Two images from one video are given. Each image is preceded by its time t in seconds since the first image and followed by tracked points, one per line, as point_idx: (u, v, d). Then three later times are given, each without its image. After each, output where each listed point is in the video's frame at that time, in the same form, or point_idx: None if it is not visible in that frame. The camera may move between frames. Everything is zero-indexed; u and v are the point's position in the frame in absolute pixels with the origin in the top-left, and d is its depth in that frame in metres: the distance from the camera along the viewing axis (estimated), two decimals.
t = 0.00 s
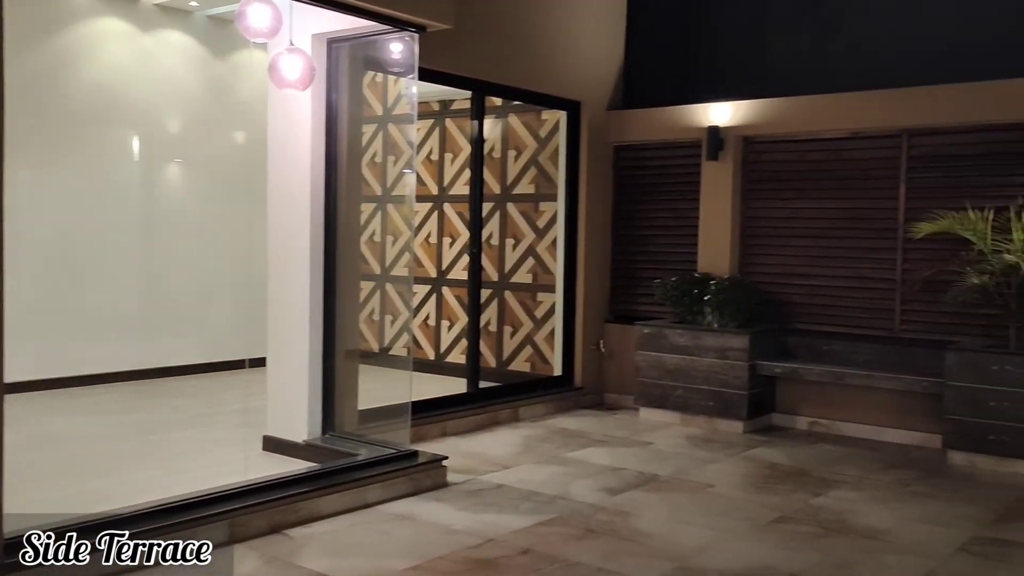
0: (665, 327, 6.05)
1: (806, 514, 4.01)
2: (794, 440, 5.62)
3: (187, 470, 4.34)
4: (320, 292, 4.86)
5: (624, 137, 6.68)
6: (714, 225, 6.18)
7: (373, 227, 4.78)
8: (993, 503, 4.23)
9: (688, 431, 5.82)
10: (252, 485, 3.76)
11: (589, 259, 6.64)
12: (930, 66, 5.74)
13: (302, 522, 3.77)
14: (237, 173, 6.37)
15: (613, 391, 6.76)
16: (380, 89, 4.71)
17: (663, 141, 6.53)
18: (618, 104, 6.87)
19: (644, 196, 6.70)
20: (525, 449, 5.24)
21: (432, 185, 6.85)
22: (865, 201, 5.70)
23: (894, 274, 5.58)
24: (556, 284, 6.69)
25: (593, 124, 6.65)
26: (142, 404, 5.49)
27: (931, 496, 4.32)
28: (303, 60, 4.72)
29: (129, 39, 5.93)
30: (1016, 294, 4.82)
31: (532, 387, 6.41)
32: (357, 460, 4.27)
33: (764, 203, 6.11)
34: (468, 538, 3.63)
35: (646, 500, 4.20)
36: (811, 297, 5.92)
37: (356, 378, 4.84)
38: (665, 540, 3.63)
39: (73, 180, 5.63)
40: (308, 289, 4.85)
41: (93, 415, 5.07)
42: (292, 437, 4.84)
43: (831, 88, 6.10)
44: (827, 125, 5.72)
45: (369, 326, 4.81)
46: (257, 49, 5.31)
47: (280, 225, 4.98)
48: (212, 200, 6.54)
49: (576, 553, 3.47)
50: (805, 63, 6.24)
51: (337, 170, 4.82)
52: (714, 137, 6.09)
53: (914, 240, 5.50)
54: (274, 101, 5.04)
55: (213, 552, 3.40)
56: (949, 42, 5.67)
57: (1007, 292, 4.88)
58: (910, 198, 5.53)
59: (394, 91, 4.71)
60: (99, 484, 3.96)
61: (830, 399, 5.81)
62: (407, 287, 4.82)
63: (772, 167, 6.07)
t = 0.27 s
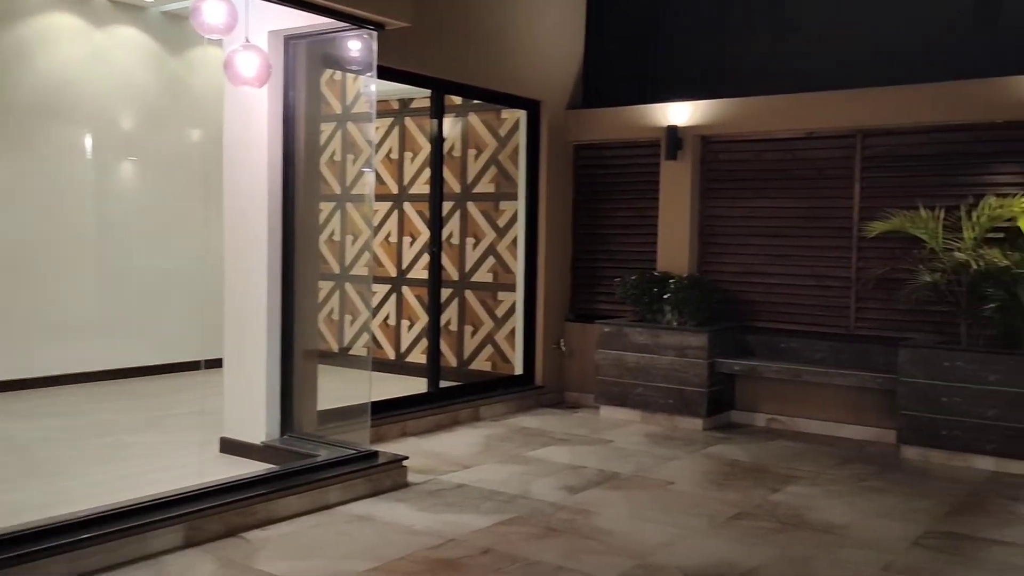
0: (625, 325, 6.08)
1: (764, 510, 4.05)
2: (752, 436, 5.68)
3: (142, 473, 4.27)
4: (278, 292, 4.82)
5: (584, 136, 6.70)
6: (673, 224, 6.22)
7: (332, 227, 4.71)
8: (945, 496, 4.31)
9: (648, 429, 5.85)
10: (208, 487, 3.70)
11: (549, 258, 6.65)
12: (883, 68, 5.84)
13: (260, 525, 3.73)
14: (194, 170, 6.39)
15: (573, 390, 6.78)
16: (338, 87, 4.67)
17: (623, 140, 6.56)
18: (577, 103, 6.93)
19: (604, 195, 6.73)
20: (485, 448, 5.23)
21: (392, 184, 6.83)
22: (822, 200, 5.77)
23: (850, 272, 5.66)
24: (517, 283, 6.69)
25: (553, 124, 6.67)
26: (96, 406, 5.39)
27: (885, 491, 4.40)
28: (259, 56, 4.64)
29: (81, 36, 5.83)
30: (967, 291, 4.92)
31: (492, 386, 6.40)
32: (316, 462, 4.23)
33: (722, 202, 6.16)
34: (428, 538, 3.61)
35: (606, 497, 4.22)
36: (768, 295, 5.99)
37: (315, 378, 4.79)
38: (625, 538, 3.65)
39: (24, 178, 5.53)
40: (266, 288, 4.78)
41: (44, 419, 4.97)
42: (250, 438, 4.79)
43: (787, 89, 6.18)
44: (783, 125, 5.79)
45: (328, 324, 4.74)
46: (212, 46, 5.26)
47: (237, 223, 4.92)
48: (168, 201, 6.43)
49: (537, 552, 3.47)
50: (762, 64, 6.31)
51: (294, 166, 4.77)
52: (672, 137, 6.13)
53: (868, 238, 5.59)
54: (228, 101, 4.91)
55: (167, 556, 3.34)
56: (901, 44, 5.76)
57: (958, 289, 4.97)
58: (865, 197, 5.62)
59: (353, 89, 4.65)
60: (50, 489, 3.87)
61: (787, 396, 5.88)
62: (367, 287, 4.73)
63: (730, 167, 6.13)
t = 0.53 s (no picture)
0: (583, 324, 6.09)
1: (719, 505, 4.09)
2: (709, 433, 5.73)
3: (92, 477, 4.18)
4: (233, 291, 4.75)
5: (542, 135, 6.70)
6: (630, 222, 6.26)
7: (288, 227, 4.66)
8: (896, 490, 4.39)
9: (606, 427, 5.87)
10: (160, 490, 3.64)
11: (507, 257, 6.64)
12: (834, 68, 5.93)
13: (214, 527, 3.67)
14: (158, 170, 6.47)
15: (532, 388, 6.78)
16: (293, 84, 4.61)
17: (581, 139, 6.59)
18: (534, 102, 6.93)
19: (561, 193, 6.74)
20: (443, 447, 5.21)
21: (349, 182, 6.79)
22: (776, 199, 5.84)
23: (803, 269, 5.74)
24: (475, 281, 6.68)
25: (511, 122, 6.66)
26: (45, 409, 5.28)
27: (838, 485, 4.46)
28: (210, 52, 4.56)
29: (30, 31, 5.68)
30: (916, 288, 5.01)
31: (451, 385, 6.38)
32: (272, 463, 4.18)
33: (678, 200, 6.21)
34: (385, 539, 3.59)
35: (564, 495, 4.23)
36: (724, 293, 6.05)
37: (270, 379, 4.74)
38: (583, 535, 3.66)
39: None
40: (219, 289, 4.72)
41: None
42: (204, 440, 4.72)
43: (741, 89, 6.25)
44: (737, 124, 5.85)
45: (284, 324, 4.69)
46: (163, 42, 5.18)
47: (189, 223, 4.85)
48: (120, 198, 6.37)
49: (495, 550, 3.47)
50: (716, 64, 6.37)
51: (248, 166, 4.71)
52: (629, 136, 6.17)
53: (820, 236, 5.68)
54: (181, 97, 4.85)
55: (118, 561, 3.28)
56: (853, 44, 5.86)
57: (908, 286, 5.06)
58: (818, 196, 5.70)
59: (308, 87, 4.60)
60: None
61: (742, 393, 5.94)
62: (323, 287, 4.66)
63: (686, 166, 6.18)
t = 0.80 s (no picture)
0: (540, 321, 6.10)
1: (675, 501, 4.13)
2: (665, 429, 5.78)
3: (39, 480, 4.10)
4: (185, 289, 4.68)
5: (498, 133, 6.69)
6: (587, 220, 6.28)
7: (241, 224, 4.60)
8: (848, 483, 4.46)
9: (563, 424, 5.89)
10: (110, 493, 3.57)
11: (465, 255, 6.62)
12: (786, 68, 6.00)
13: (165, 530, 3.62)
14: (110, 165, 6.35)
15: (490, 386, 6.78)
16: (246, 80, 4.55)
17: (537, 137, 6.60)
18: (490, 100, 6.91)
19: (518, 191, 6.74)
20: (400, 446, 5.19)
21: (303, 180, 6.72)
22: (731, 196, 5.90)
23: (757, 266, 5.81)
24: (432, 279, 6.66)
25: (468, 120, 6.64)
26: None
27: (791, 479, 4.53)
28: (160, 48, 4.45)
29: None
30: (867, 285, 5.10)
31: (408, 384, 6.36)
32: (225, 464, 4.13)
33: (634, 198, 6.25)
34: (341, 539, 3.57)
35: (521, 493, 4.23)
36: (680, 290, 6.10)
37: (223, 378, 4.68)
38: (539, 532, 3.67)
39: None
40: (171, 287, 4.65)
41: None
42: (156, 442, 4.64)
43: (696, 88, 6.30)
44: (692, 123, 5.90)
45: (238, 323, 4.63)
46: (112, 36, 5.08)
47: (139, 220, 4.76)
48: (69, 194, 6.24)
49: (451, 549, 3.46)
50: (671, 63, 6.41)
51: (199, 163, 4.65)
52: (585, 135, 6.19)
53: (773, 233, 5.75)
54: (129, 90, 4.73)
55: (66, 566, 3.22)
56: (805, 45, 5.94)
57: (859, 284, 5.14)
58: (771, 193, 5.77)
59: (262, 83, 4.53)
60: None
61: (698, 389, 6.00)
62: (278, 284, 4.61)
63: (641, 164, 6.22)
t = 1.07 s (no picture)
0: (491, 320, 6.10)
1: (623, 497, 4.16)
2: (614, 426, 5.82)
3: None
4: (127, 288, 4.58)
5: (448, 130, 6.66)
6: (537, 218, 6.29)
7: (185, 222, 4.53)
8: (793, 477, 4.54)
9: (513, 422, 5.90)
10: (50, 496, 3.49)
11: (415, 253, 6.59)
12: (733, 69, 6.08)
13: (108, 534, 3.55)
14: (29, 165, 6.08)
15: (440, 384, 6.76)
16: (190, 75, 4.49)
17: (487, 135, 6.60)
18: (440, 97, 6.89)
19: (469, 189, 6.73)
20: (349, 446, 5.15)
21: (251, 177, 6.60)
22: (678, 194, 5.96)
23: (704, 263, 5.88)
24: (382, 277, 6.61)
25: (418, 117, 6.61)
26: None
27: (738, 474, 4.59)
28: (99, 40, 4.33)
29: None
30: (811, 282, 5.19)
31: (358, 383, 6.31)
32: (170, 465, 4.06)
33: (584, 196, 6.28)
34: (289, 539, 3.53)
35: (470, 491, 4.23)
36: (629, 287, 6.15)
37: (168, 379, 4.60)
38: (489, 530, 3.67)
39: None
40: (112, 286, 4.53)
41: None
42: (97, 444, 4.54)
43: (644, 87, 6.36)
44: (641, 122, 5.94)
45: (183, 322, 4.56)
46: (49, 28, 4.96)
47: (78, 217, 4.63)
48: None
49: (400, 548, 3.45)
50: (620, 62, 6.46)
51: (141, 157, 4.54)
52: (535, 133, 6.20)
53: (721, 230, 5.82)
54: (68, 84, 4.61)
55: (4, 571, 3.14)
56: (750, 47, 6.03)
57: (804, 281, 5.23)
58: (718, 191, 5.84)
59: (207, 77, 4.49)
60: None
61: (647, 386, 6.05)
62: (225, 284, 4.59)
63: (591, 162, 6.25)
